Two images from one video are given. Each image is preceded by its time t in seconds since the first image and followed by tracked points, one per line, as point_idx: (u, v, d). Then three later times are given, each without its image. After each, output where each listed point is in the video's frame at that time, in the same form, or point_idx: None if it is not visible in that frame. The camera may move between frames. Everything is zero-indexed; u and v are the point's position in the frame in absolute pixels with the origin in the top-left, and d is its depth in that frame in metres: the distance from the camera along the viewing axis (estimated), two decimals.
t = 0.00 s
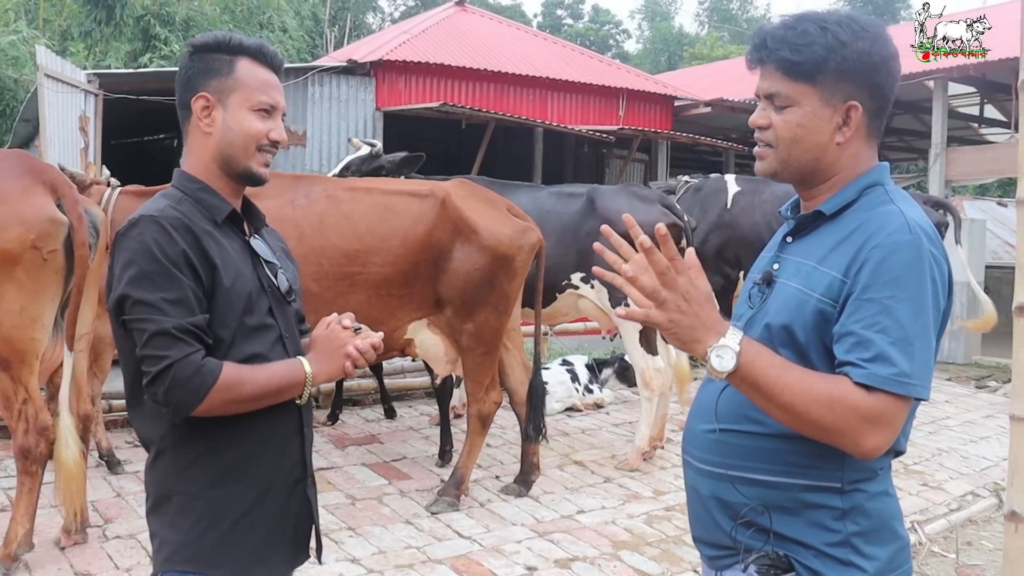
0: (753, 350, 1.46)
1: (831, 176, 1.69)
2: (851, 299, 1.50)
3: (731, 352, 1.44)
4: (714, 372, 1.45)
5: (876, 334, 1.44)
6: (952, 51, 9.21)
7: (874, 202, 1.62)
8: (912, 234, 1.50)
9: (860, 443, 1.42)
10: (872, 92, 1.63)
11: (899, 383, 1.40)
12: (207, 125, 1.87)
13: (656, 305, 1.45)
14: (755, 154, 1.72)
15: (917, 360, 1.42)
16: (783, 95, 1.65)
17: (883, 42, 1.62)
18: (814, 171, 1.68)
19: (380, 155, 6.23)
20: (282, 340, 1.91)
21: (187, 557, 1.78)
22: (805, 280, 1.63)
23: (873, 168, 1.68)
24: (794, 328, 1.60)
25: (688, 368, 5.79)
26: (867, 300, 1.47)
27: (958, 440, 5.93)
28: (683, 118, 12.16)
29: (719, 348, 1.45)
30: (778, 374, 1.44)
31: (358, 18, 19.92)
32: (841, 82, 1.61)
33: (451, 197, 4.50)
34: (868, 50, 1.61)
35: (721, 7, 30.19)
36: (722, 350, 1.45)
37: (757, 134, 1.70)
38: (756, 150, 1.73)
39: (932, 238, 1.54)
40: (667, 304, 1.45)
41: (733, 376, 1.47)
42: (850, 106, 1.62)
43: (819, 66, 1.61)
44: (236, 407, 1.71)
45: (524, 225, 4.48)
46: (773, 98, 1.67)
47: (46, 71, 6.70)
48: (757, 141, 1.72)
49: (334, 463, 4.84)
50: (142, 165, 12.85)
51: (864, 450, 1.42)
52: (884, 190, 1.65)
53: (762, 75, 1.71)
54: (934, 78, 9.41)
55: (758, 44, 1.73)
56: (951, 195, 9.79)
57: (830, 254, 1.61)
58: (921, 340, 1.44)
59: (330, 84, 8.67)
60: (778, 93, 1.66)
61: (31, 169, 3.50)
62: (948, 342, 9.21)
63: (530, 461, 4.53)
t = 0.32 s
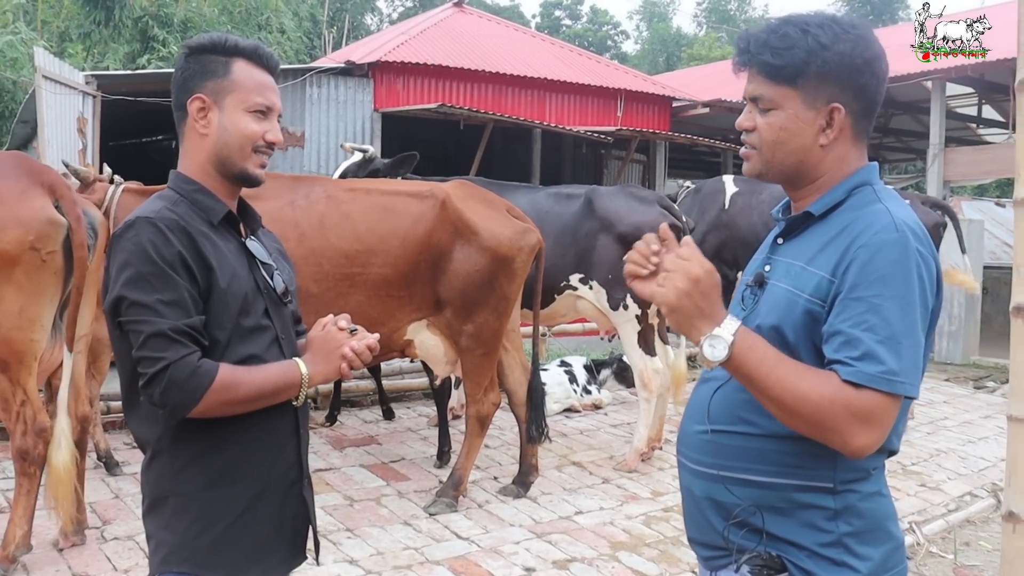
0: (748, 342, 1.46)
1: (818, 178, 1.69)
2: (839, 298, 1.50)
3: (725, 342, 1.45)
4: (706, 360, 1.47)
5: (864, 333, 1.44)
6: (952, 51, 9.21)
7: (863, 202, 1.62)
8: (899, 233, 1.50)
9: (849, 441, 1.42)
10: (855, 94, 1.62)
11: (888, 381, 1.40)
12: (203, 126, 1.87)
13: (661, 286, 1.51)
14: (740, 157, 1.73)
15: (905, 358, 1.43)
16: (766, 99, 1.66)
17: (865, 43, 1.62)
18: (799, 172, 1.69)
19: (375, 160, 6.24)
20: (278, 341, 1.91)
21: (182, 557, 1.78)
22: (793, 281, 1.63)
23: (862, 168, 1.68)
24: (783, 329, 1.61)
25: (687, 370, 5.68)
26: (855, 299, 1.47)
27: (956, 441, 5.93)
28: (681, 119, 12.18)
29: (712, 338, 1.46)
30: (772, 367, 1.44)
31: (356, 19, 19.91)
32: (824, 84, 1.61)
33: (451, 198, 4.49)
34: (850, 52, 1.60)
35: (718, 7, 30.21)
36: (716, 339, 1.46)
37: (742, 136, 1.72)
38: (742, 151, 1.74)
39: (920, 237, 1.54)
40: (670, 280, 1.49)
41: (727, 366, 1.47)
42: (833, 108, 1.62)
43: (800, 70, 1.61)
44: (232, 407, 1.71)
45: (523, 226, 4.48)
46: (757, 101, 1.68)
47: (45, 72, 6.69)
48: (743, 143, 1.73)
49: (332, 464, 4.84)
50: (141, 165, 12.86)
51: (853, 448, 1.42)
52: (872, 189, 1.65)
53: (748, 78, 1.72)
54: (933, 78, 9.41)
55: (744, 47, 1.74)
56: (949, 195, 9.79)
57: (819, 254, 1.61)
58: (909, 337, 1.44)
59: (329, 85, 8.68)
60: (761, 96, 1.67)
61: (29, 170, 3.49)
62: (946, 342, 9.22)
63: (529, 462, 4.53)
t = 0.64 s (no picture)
0: (753, 314, 1.48)
1: (805, 171, 1.68)
2: (823, 296, 1.50)
3: (730, 305, 1.49)
4: (709, 324, 1.50)
5: (845, 326, 1.43)
6: (952, 52, 9.21)
7: (850, 202, 1.62)
8: (884, 232, 1.50)
9: (830, 434, 1.41)
10: (850, 89, 1.62)
11: (870, 372, 1.39)
12: (200, 129, 1.87)
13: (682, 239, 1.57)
14: (731, 145, 1.72)
15: (887, 351, 1.42)
16: (760, 86, 1.66)
17: (864, 41, 1.63)
18: (787, 163, 1.68)
19: (377, 166, 6.23)
20: (275, 344, 1.91)
21: (179, 561, 1.77)
22: (780, 280, 1.63)
23: (852, 168, 1.68)
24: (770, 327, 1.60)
25: (690, 372, 5.76)
26: (838, 295, 1.47)
27: (957, 442, 5.92)
28: (681, 120, 12.18)
29: (717, 299, 1.50)
30: (771, 342, 1.44)
31: (357, 21, 19.93)
32: (819, 76, 1.62)
33: (452, 200, 4.49)
34: (848, 48, 1.61)
35: (719, 8, 30.21)
36: (720, 301, 1.50)
37: (734, 124, 1.71)
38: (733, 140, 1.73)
39: (906, 237, 1.54)
40: (687, 236, 1.57)
41: (726, 335, 1.49)
42: (826, 100, 1.62)
43: (797, 58, 1.62)
44: (230, 410, 1.71)
45: (524, 228, 4.48)
46: (752, 89, 1.68)
47: (45, 75, 6.70)
48: (734, 132, 1.72)
49: (332, 466, 4.84)
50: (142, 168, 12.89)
51: (834, 441, 1.41)
52: (861, 190, 1.65)
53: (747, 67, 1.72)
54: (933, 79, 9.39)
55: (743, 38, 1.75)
56: (949, 196, 9.78)
57: (806, 253, 1.61)
58: (891, 331, 1.43)
59: (329, 87, 8.68)
60: (756, 84, 1.67)
61: (28, 173, 3.50)
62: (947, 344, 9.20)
63: (529, 464, 4.53)
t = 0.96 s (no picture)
0: (767, 335, 1.43)
1: (807, 168, 1.67)
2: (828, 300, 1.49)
3: (746, 335, 1.41)
4: (727, 355, 1.42)
5: (856, 333, 1.42)
6: (951, 51, 9.20)
7: (852, 201, 1.61)
8: (889, 233, 1.49)
9: (858, 447, 1.40)
10: (849, 81, 1.63)
11: (888, 382, 1.38)
12: (197, 132, 1.87)
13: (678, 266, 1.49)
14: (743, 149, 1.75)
15: (898, 360, 1.42)
16: (765, 87, 1.71)
17: (862, 37, 1.67)
18: (790, 158, 1.67)
19: (380, 163, 6.25)
20: (271, 346, 1.91)
21: (176, 563, 1.78)
22: (783, 282, 1.61)
23: (856, 170, 1.66)
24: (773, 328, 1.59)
25: (688, 373, 5.76)
26: (844, 300, 1.46)
27: (958, 443, 5.91)
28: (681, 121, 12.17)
29: (734, 331, 1.42)
30: (789, 363, 1.41)
31: (357, 22, 19.96)
32: (816, 70, 1.65)
33: (452, 202, 4.49)
34: (844, 41, 1.66)
35: (720, 8, 30.18)
36: (736, 332, 1.42)
37: (746, 130, 1.75)
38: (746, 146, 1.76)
39: (911, 237, 1.53)
40: (691, 262, 1.47)
41: (745, 362, 1.43)
42: (822, 90, 1.63)
43: (796, 54, 1.68)
44: (226, 413, 1.71)
45: (524, 229, 4.48)
46: (758, 92, 1.73)
47: (46, 77, 6.72)
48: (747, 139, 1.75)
49: (333, 468, 4.84)
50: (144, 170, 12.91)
51: (859, 454, 1.41)
52: (865, 190, 1.64)
53: (758, 76, 1.78)
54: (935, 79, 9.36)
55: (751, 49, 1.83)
56: (951, 196, 9.75)
57: (808, 255, 1.60)
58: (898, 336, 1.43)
59: (329, 89, 8.69)
60: (762, 86, 1.72)
61: (28, 175, 3.51)
62: (948, 345, 9.19)
63: (530, 466, 4.54)
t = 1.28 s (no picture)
0: (793, 346, 1.43)
1: (829, 175, 1.67)
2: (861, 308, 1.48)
3: (773, 347, 1.41)
4: (753, 369, 1.42)
5: (888, 343, 1.42)
6: (953, 52, 9.21)
7: (882, 207, 1.61)
8: (924, 241, 1.48)
9: (887, 459, 1.40)
10: (862, 83, 1.64)
11: (917, 394, 1.38)
12: (202, 135, 1.88)
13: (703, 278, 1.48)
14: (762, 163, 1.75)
15: (930, 370, 1.41)
16: (775, 98, 1.71)
17: (869, 38, 1.67)
18: (811, 167, 1.67)
19: (383, 169, 6.23)
20: (277, 349, 1.92)
21: (183, 567, 1.78)
22: (811, 288, 1.60)
23: (882, 175, 1.66)
24: (801, 336, 1.59)
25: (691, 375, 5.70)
26: (877, 308, 1.45)
27: (964, 445, 5.90)
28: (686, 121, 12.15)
29: (759, 343, 1.42)
30: (816, 375, 1.41)
31: (362, 23, 19.99)
32: (824, 74, 1.65)
33: (456, 203, 4.48)
34: (850, 43, 1.66)
35: (724, 8, 30.15)
36: (764, 343, 1.41)
37: (762, 144, 1.75)
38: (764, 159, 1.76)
39: (944, 244, 1.52)
40: (712, 274, 1.47)
41: (772, 375, 1.43)
42: (836, 94, 1.63)
43: (802, 60, 1.68)
44: (234, 416, 1.71)
45: (528, 231, 4.49)
46: (768, 103, 1.73)
47: (50, 79, 6.73)
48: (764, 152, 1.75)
49: (338, 470, 4.85)
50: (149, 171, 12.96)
51: (888, 466, 1.41)
52: (893, 196, 1.63)
53: (764, 85, 1.78)
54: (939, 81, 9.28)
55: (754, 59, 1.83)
56: (956, 197, 9.73)
57: (838, 261, 1.59)
58: (933, 347, 1.42)
59: (333, 90, 8.70)
60: (771, 97, 1.72)
61: (33, 178, 3.52)
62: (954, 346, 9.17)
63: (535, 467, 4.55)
